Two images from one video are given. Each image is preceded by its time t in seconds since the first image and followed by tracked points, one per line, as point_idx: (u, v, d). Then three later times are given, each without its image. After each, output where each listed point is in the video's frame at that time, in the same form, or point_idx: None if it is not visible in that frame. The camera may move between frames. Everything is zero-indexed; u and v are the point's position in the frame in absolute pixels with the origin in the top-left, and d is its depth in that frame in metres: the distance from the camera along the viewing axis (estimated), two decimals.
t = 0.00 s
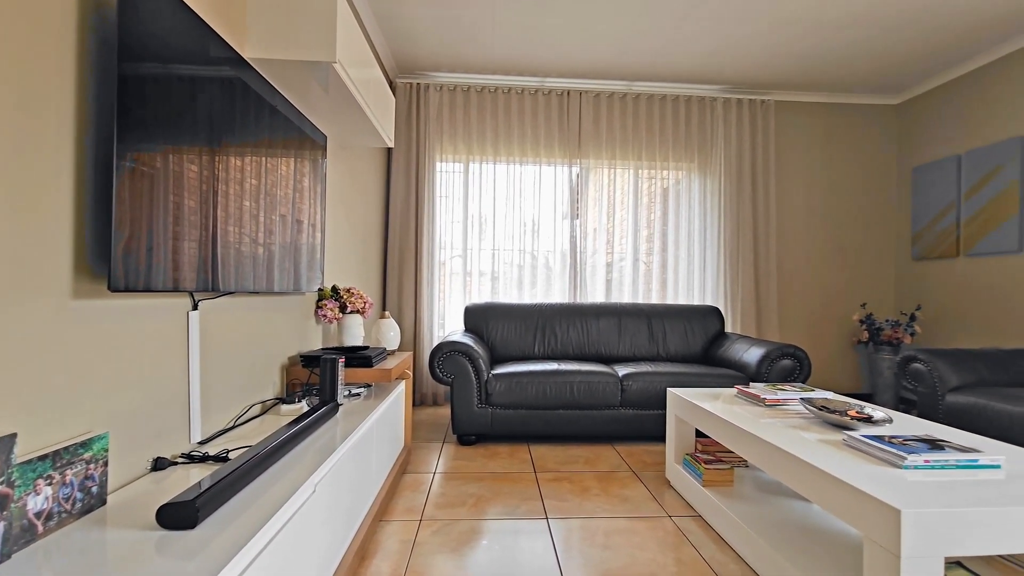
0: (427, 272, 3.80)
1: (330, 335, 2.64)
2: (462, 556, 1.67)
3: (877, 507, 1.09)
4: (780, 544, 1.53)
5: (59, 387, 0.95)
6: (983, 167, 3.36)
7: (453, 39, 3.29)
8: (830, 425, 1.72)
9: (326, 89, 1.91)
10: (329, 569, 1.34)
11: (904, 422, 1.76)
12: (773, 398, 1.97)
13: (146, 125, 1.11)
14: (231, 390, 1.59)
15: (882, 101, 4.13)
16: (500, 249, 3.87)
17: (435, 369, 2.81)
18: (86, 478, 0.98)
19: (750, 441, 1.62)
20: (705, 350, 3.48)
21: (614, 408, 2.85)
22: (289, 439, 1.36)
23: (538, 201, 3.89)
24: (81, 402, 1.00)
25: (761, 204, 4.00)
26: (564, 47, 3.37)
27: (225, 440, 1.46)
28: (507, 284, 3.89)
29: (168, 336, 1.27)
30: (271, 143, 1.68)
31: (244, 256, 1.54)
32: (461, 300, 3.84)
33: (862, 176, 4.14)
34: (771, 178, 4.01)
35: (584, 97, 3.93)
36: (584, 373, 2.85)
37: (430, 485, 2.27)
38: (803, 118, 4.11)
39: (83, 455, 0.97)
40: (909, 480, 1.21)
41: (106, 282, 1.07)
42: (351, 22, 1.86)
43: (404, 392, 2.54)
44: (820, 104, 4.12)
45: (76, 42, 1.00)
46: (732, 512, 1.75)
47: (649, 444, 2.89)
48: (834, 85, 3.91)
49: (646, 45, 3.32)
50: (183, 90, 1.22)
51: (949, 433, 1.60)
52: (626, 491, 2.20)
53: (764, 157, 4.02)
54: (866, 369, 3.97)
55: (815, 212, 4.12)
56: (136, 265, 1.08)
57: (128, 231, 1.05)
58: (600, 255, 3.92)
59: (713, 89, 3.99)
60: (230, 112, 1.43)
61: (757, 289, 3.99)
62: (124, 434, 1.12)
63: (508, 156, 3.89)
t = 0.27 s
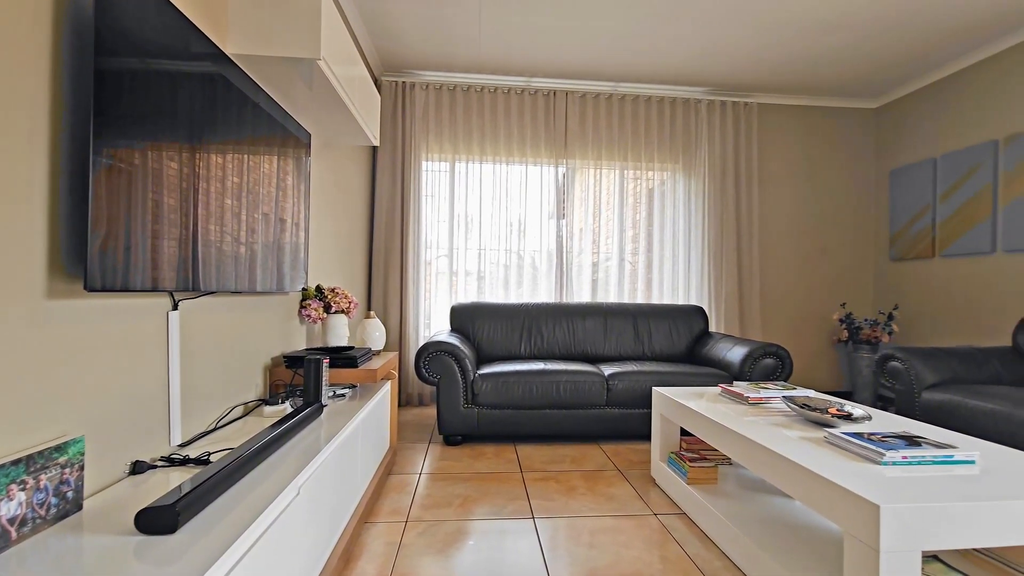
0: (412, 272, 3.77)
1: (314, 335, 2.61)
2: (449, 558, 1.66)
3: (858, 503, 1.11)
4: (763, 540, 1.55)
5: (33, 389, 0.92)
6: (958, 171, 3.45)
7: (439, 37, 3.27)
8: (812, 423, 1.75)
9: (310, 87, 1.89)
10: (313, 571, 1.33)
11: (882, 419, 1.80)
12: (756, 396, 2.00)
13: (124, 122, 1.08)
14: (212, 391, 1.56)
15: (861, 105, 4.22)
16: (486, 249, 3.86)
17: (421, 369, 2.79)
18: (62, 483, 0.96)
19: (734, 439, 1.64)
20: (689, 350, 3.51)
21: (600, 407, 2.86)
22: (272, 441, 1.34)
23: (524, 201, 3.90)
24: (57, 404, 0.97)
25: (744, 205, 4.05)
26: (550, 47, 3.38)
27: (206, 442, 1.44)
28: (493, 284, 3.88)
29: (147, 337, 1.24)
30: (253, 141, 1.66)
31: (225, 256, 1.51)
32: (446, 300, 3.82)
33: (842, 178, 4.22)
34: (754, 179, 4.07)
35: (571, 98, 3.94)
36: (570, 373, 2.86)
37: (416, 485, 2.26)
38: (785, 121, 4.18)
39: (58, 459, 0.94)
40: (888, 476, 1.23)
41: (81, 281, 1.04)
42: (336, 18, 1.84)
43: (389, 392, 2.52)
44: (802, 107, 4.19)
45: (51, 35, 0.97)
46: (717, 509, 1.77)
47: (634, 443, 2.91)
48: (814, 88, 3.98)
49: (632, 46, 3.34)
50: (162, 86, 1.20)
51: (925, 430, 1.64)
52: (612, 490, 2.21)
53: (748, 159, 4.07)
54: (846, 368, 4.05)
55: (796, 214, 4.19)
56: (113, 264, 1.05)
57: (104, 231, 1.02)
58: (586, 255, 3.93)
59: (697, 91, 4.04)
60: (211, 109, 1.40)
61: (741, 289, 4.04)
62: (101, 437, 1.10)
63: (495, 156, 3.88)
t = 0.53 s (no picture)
0: (398, 272, 3.75)
1: (298, 336, 2.58)
2: (435, 559, 1.65)
3: (839, 500, 1.13)
4: (747, 538, 1.57)
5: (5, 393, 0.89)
6: (933, 174, 3.53)
7: (426, 36, 3.26)
8: (794, 421, 1.77)
9: (294, 84, 1.87)
10: None
11: (862, 416, 1.83)
12: (740, 395, 2.03)
13: (102, 118, 1.06)
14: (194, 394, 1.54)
15: (841, 108, 4.30)
16: (472, 249, 3.85)
17: (407, 370, 2.77)
18: (37, 489, 0.93)
19: (718, 437, 1.66)
20: (674, 349, 3.54)
21: (586, 406, 2.87)
22: (256, 443, 1.31)
23: (511, 201, 3.89)
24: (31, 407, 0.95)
25: (728, 206, 4.10)
26: (537, 48, 3.39)
27: (188, 446, 1.41)
28: (480, 284, 3.87)
29: (126, 338, 1.22)
30: (235, 139, 1.63)
31: (207, 255, 1.48)
32: (433, 300, 3.81)
33: (823, 180, 4.30)
34: (737, 181, 4.12)
35: (557, 98, 3.95)
36: (557, 372, 2.87)
37: (402, 487, 2.25)
38: (767, 123, 4.24)
39: (33, 464, 0.91)
40: (868, 472, 1.26)
41: (56, 281, 1.01)
42: (321, 16, 1.82)
43: (375, 393, 2.50)
44: (783, 109, 4.26)
45: (26, 28, 0.95)
46: (702, 507, 1.79)
47: (621, 442, 2.93)
48: (796, 92, 4.05)
49: (618, 48, 3.37)
50: (142, 82, 1.17)
51: (903, 427, 1.68)
52: (599, 489, 2.22)
53: (731, 161, 4.12)
54: (827, 366, 4.13)
55: (779, 215, 4.26)
56: (89, 264, 1.02)
57: (81, 229, 1.00)
58: (572, 255, 3.95)
59: (682, 93, 4.08)
60: (192, 106, 1.37)
61: (725, 289, 4.09)
62: (78, 441, 1.07)
63: (481, 156, 3.88)
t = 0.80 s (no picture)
0: (383, 271, 3.72)
1: (281, 336, 2.54)
2: (420, 560, 1.64)
3: (819, 496, 1.15)
4: (731, 535, 1.58)
5: None
6: (910, 176, 3.62)
7: (411, 34, 3.24)
8: (776, 419, 1.80)
9: (277, 81, 1.84)
10: None
11: (842, 414, 1.87)
12: (723, 394, 2.05)
13: (78, 114, 1.03)
14: (173, 396, 1.50)
15: (821, 112, 4.38)
16: (458, 249, 3.84)
17: (392, 370, 2.75)
18: (8, 495, 0.89)
19: (703, 436, 1.68)
20: (659, 349, 3.57)
21: (572, 406, 2.88)
22: (237, 446, 1.29)
23: (497, 201, 3.89)
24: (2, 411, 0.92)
25: (712, 207, 4.15)
26: (523, 48, 3.39)
27: (166, 449, 1.38)
28: (466, 284, 3.86)
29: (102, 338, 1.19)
30: (216, 137, 1.60)
31: (186, 255, 1.45)
32: (418, 300, 3.78)
33: (804, 182, 4.37)
34: (721, 182, 4.17)
35: (543, 98, 3.96)
36: (543, 372, 2.87)
37: (387, 488, 2.23)
38: (750, 126, 4.30)
39: (4, 470, 0.88)
40: (848, 469, 1.28)
41: (28, 281, 0.98)
42: (304, 12, 1.79)
43: (360, 394, 2.48)
44: (766, 112, 4.32)
45: None
46: (687, 506, 1.80)
47: (606, 441, 2.95)
48: (778, 95, 4.11)
49: (604, 49, 3.38)
50: (119, 77, 1.14)
51: (882, 424, 1.72)
52: (584, 489, 2.23)
53: (715, 162, 4.17)
54: (808, 365, 4.20)
55: (761, 216, 4.32)
56: (64, 262, 1.00)
57: (54, 228, 0.97)
58: (558, 256, 3.96)
59: (667, 94, 4.12)
60: (171, 102, 1.34)
61: (708, 289, 4.14)
62: (51, 445, 1.04)
63: (467, 155, 3.87)
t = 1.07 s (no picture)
0: (368, 270, 3.69)
1: (264, 336, 2.50)
2: (406, 561, 1.63)
3: (801, 492, 1.17)
4: (715, 531, 1.60)
5: None
6: (889, 178, 3.69)
7: (397, 31, 3.21)
8: (759, 416, 1.83)
9: (259, 77, 1.81)
10: None
11: (823, 411, 1.90)
12: (707, 392, 2.07)
13: (52, 109, 1.00)
14: (152, 397, 1.47)
15: (803, 113, 4.45)
16: (444, 247, 3.82)
17: (377, 370, 2.73)
18: None
19: (687, 433, 1.69)
20: (645, 347, 3.60)
21: (558, 405, 2.89)
22: (217, 448, 1.26)
23: (483, 200, 3.88)
24: None
25: (696, 207, 4.19)
26: (510, 46, 3.38)
27: (145, 451, 1.35)
28: (452, 283, 3.84)
29: (77, 339, 1.15)
30: (197, 133, 1.57)
31: (166, 253, 1.42)
32: (404, 299, 3.76)
33: (786, 183, 4.44)
34: (705, 182, 4.22)
35: (530, 97, 3.96)
36: (529, 371, 2.87)
37: (372, 489, 2.21)
38: (734, 126, 4.35)
39: None
40: (829, 465, 1.30)
41: None
42: (288, 6, 1.76)
43: (344, 394, 2.45)
44: (749, 113, 4.37)
45: None
46: (672, 503, 1.82)
47: (592, 439, 2.96)
48: (761, 96, 4.17)
49: (590, 48, 3.39)
50: (95, 70, 1.11)
51: (861, 420, 1.75)
52: (570, 487, 2.24)
53: (700, 162, 4.21)
54: (790, 363, 4.27)
55: (744, 216, 4.37)
56: (37, 260, 0.97)
57: (27, 225, 0.94)
58: (544, 255, 3.96)
59: (652, 95, 4.15)
60: (149, 97, 1.31)
61: (693, 287, 4.18)
62: (24, 449, 1.00)
63: (453, 154, 3.85)
